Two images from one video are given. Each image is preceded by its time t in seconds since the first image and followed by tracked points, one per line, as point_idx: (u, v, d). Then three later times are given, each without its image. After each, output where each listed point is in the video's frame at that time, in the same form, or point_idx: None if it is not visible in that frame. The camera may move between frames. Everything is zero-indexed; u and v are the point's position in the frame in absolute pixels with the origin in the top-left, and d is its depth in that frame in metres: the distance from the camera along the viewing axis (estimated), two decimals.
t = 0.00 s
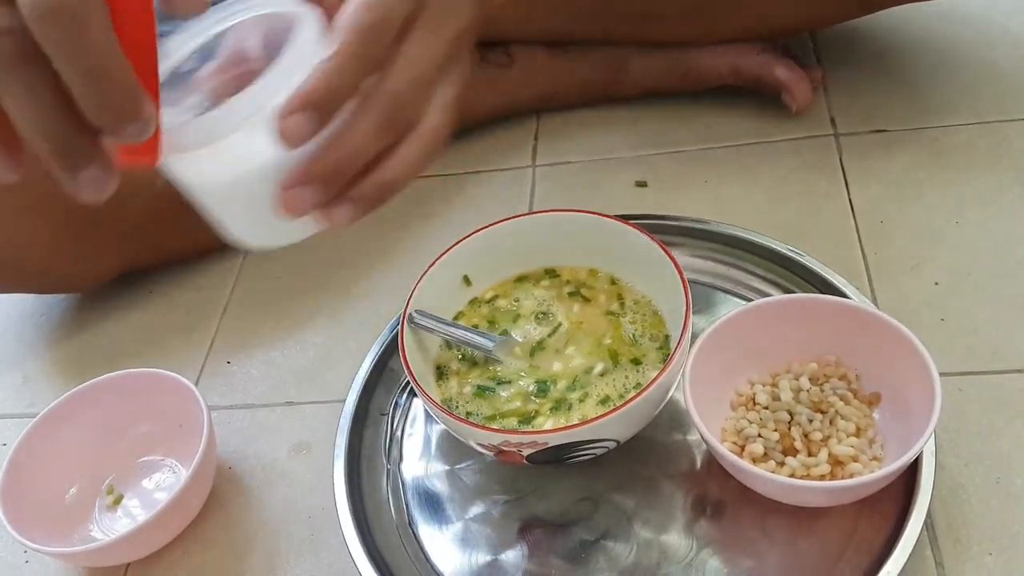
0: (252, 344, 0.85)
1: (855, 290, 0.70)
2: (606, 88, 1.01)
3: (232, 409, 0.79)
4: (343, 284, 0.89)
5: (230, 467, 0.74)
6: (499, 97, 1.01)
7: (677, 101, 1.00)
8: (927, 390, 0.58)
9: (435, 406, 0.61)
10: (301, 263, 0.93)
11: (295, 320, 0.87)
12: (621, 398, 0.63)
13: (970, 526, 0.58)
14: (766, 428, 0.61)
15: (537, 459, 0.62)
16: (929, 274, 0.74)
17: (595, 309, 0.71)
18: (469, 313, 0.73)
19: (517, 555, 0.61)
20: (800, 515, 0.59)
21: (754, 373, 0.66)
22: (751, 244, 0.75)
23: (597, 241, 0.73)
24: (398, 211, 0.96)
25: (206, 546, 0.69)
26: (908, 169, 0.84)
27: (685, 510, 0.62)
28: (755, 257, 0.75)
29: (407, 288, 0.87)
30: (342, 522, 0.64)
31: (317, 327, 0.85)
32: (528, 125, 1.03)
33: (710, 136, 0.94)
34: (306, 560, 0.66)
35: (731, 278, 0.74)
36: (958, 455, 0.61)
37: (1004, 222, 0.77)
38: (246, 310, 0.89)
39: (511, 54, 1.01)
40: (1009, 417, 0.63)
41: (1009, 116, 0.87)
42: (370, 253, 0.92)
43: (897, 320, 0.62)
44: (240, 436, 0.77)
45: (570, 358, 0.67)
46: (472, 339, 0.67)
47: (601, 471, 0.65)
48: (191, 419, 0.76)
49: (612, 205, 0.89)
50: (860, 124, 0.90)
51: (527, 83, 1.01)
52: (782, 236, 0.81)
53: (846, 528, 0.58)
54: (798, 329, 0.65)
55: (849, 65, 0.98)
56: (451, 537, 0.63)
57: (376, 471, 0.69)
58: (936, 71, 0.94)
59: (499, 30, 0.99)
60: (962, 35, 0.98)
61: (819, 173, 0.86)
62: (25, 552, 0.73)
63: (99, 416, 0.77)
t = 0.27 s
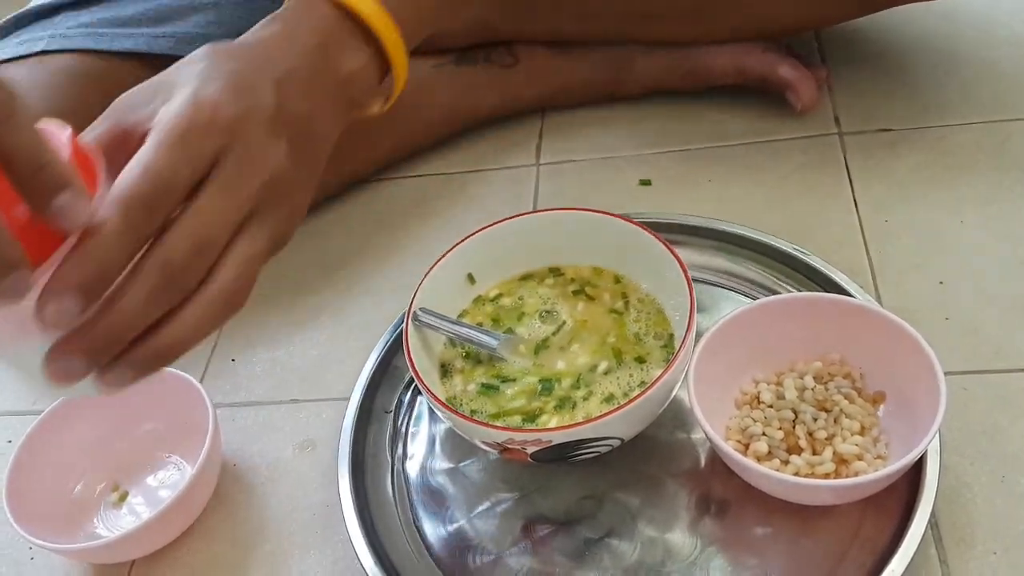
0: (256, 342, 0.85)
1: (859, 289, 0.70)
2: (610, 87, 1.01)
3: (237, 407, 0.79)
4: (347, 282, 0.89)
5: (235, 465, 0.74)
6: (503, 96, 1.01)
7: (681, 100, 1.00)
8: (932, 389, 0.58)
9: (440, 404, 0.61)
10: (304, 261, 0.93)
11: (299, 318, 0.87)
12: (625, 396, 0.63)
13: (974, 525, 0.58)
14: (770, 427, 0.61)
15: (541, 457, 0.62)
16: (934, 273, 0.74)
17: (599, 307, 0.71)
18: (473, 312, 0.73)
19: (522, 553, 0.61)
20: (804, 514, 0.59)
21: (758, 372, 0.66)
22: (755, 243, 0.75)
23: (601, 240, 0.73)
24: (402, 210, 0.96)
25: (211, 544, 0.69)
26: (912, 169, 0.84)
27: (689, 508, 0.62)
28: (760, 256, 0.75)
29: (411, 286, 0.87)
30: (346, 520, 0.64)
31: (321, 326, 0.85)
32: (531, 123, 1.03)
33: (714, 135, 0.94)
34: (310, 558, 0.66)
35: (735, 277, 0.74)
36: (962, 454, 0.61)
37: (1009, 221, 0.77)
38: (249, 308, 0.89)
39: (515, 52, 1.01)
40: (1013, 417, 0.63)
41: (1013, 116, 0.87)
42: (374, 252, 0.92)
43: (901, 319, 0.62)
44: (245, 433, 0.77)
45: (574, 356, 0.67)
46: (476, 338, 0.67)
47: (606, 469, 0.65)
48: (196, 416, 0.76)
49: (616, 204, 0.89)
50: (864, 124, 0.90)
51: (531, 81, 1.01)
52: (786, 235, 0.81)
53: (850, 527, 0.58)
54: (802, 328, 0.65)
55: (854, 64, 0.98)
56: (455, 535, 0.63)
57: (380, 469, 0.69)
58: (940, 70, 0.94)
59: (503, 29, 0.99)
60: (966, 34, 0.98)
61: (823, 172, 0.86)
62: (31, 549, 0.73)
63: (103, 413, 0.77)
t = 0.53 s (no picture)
0: (260, 339, 0.85)
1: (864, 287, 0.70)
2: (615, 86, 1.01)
3: (241, 404, 0.79)
4: (351, 279, 0.89)
5: (239, 461, 0.74)
6: (507, 95, 1.01)
7: (686, 98, 1.00)
8: (937, 387, 0.58)
9: (445, 401, 0.61)
10: (308, 259, 0.93)
11: (304, 315, 0.87)
12: (630, 394, 0.63)
13: (978, 524, 0.58)
14: (775, 425, 0.61)
15: (546, 454, 0.62)
16: (938, 271, 0.74)
17: (604, 305, 0.71)
18: (478, 309, 0.73)
19: (526, 550, 0.61)
20: (809, 512, 0.59)
21: (763, 370, 0.66)
22: (760, 241, 0.75)
23: (607, 237, 0.73)
24: (407, 208, 0.96)
25: (215, 540, 0.69)
26: (917, 168, 0.84)
27: (694, 506, 0.62)
28: (765, 254, 0.75)
29: (415, 283, 0.87)
30: (351, 516, 0.64)
31: (325, 323, 0.85)
32: (536, 121, 1.03)
33: (718, 134, 0.94)
34: (315, 554, 0.66)
35: (740, 275, 0.74)
36: (967, 452, 0.62)
37: (1013, 220, 0.77)
38: (253, 305, 0.89)
39: (519, 51, 1.01)
40: (1018, 415, 0.63)
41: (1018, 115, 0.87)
42: (378, 249, 0.92)
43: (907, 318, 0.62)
44: (250, 430, 0.77)
45: (579, 353, 0.67)
46: (481, 335, 0.67)
47: (610, 466, 0.65)
48: (201, 413, 0.76)
49: (620, 202, 0.89)
50: (870, 123, 0.90)
51: (535, 80, 1.01)
52: (790, 234, 0.81)
53: (855, 525, 0.58)
54: (808, 326, 0.65)
55: (859, 63, 0.98)
56: (459, 532, 0.63)
57: (385, 465, 0.69)
58: (945, 69, 0.94)
59: (507, 27, 0.99)
60: (970, 33, 0.98)
61: (827, 171, 0.86)
62: (35, 545, 0.73)
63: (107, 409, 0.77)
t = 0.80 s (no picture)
0: (262, 338, 0.85)
1: (867, 286, 0.70)
2: (618, 85, 1.01)
3: (243, 403, 0.79)
4: (353, 278, 0.89)
5: (240, 461, 0.74)
6: (510, 94, 1.01)
7: (688, 98, 1.00)
8: (940, 387, 0.58)
9: (447, 401, 0.61)
10: (311, 258, 0.93)
11: (306, 314, 0.87)
12: (632, 393, 0.63)
13: (981, 523, 0.58)
14: (777, 424, 0.61)
15: (548, 454, 0.62)
16: (941, 271, 0.74)
17: (606, 304, 0.71)
18: (480, 308, 0.73)
19: (528, 550, 0.61)
20: (811, 511, 0.59)
21: (765, 369, 0.66)
22: (763, 240, 0.75)
23: (608, 236, 0.73)
24: (408, 208, 0.96)
25: (217, 540, 0.69)
26: (920, 168, 0.84)
27: (695, 505, 0.62)
28: (768, 254, 0.75)
29: (416, 281, 0.87)
30: (352, 516, 0.64)
31: (327, 322, 0.85)
32: (538, 120, 1.03)
33: (721, 133, 0.94)
34: (316, 553, 0.66)
35: (744, 274, 0.74)
36: (969, 452, 0.61)
37: (1016, 219, 0.77)
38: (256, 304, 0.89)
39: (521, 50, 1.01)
40: (1021, 415, 0.63)
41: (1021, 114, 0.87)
42: (379, 249, 0.92)
43: (909, 317, 0.61)
44: (251, 429, 0.77)
45: (581, 352, 0.67)
46: (482, 334, 0.67)
47: (612, 466, 0.65)
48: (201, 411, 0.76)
49: (622, 201, 0.89)
50: (873, 122, 0.90)
51: (537, 79, 1.00)
52: (793, 233, 0.80)
53: (858, 524, 0.58)
54: (809, 325, 0.65)
55: (862, 62, 0.98)
56: (461, 531, 0.63)
57: (386, 465, 0.69)
58: (948, 68, 0.94)
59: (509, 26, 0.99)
60: (973, 32, 0.98)
61: (830, 170, 0.86)
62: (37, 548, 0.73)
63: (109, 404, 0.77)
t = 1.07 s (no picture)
0: (264, 336, 0.85)
1: (870, 286, 0.69)
2: (621, 84, 1.01)
3: (246, 401, 0.79)
4: (356, 277, 0.89)
5: (243, 459, 0.74)
6: (513, 93, 1.01)
7: (691, 98, 1.00)
8: (943, 387, 0.58)
9: (449, 399, 0.61)
10: (313, 257, 0.93)
11: (308, 313, 0.87)
12: (634, 392, 0.63)
13: (984, 523, 0.57)
14: (780, 424, 0.61)
15: (551, 452, 0.62)
16: (944, 270, 0.74)
17: (609, 303, 0.71)
18: (482, 307, 0.73)
19: (530, 549, 0.61)
20: (813, 511, 0.59)
21: (768, 369, 0.66)
22: (766, 240, 0.75)
23: (610, 235, 0.73)
24: (411, 207, 0.96)
25: (220, 538, 0.69)
26: (923, 168, 0.84)
27: (698, 505, 0.62)
28: (770, 253, 0.75)
29: (418, 281, 0.87)
30: (354, 514, 0.64)
31: (330, 320, 0.85)
32: (540, 120, 1.03)
33: (724, 133, 0.94)
34: (319, 551, 0.66)
35: (746, 274, 0.74)
36: (972, 451, 0.61)
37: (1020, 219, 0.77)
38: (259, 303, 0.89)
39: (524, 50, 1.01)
40: None
41: None
42: (382, 248, 0.92)
43: (912, 317, 0.61)
44: (254, 427, 0.77)
45: (583, 351, 0.67)
46: (485, 333, 0.67)
47: (614, 465, 0.65)
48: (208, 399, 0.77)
49: (625, 200, 0.89)
50: (876, 121, 0.90)
51: (540, 78, 1.00)
52: (796, 232, 0.80)
53: (860, 524, 0.58)
54: (812, 324, 0.65)
55: (865, 61, 0.97)
56: (464, 530, 0.63)
57: (389, 464, 0.69)
58: (952, 68, 0.94)
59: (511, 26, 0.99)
60: (977, 31, 0.98)
61: (834, 170, 0.86)
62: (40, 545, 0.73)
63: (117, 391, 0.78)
